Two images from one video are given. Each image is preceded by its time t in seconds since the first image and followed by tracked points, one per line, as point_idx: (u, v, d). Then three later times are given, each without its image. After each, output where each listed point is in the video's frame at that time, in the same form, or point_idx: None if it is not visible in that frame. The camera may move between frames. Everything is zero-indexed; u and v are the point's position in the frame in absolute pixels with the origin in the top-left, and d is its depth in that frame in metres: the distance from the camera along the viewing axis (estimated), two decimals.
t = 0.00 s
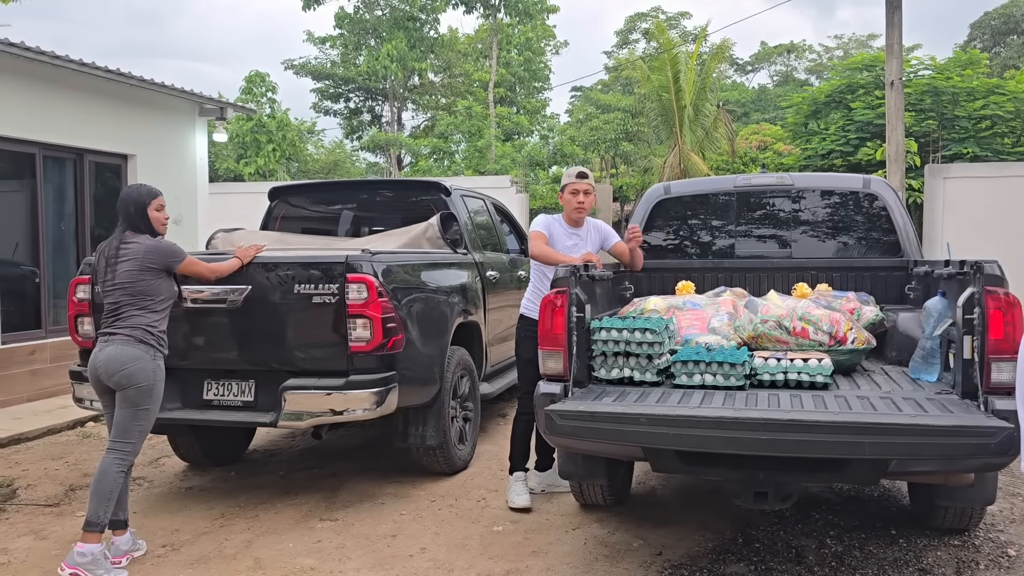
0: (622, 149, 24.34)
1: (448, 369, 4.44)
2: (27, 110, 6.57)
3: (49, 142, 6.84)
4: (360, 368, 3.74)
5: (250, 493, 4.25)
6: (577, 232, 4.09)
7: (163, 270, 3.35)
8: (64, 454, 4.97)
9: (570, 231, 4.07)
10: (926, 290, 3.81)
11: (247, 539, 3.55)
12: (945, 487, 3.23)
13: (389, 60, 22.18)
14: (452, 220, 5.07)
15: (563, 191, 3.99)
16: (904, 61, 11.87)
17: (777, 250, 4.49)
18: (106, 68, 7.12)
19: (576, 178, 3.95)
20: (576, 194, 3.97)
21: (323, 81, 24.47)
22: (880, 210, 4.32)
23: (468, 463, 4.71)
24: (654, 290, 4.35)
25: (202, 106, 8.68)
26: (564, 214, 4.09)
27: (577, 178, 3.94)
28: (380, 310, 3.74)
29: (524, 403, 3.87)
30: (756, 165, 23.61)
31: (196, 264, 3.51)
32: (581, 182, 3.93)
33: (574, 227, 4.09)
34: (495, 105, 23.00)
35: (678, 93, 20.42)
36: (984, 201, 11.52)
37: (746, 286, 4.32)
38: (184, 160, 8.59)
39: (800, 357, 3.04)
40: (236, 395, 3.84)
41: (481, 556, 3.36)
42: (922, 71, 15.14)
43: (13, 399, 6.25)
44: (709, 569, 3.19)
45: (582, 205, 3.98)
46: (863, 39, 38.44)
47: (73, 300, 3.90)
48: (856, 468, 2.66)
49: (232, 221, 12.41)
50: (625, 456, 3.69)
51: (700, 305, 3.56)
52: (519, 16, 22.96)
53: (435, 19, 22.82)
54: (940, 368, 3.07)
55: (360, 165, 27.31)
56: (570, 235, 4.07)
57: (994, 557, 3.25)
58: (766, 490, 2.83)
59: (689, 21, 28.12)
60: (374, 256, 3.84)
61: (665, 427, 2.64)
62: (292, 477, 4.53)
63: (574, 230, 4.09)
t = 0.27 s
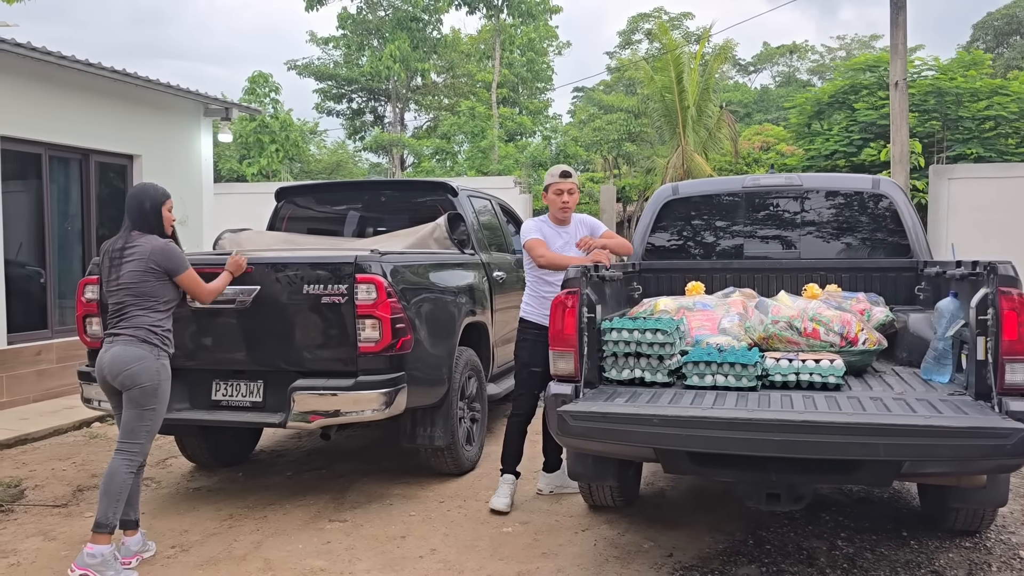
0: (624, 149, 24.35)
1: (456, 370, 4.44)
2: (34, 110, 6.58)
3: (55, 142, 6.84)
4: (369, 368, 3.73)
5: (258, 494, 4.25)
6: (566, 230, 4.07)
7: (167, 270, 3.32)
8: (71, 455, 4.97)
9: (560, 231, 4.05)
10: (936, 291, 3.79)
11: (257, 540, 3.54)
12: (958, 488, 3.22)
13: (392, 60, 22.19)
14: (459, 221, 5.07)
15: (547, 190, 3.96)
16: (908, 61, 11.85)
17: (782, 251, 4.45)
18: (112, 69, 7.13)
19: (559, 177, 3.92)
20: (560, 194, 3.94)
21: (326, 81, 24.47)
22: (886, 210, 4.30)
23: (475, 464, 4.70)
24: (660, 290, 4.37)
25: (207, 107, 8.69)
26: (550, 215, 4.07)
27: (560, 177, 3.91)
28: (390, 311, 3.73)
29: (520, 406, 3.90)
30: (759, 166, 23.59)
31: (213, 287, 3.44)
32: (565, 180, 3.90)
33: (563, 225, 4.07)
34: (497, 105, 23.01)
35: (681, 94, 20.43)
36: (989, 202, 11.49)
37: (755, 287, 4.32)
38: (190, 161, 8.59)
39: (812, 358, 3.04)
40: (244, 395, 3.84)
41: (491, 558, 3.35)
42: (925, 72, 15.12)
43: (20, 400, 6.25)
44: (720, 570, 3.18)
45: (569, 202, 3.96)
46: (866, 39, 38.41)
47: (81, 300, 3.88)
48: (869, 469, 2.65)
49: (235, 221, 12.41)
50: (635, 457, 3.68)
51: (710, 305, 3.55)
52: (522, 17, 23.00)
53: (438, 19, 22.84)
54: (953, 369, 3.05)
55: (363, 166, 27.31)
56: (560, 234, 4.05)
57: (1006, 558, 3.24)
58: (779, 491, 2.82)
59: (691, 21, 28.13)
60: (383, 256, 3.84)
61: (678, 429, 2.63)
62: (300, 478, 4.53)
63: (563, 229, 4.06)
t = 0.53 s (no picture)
0: (626, 150, 24.32)
1: (465, 372, 4.40)
2: (38, 110, 6.55)
3: (59, 142, 6.81)
4: (378, 370, 3.70)
5: (266, 496, 4.21)
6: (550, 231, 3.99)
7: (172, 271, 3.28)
8: (76, 456, 4.93)
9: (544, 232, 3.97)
10: (952, 293, 3.77)
11: (265, 543, 3.51)
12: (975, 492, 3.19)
13: (394, 60, 22.17)
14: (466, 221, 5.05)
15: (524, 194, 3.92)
16: (913, 61, 11.81)
17: (786, 252, 4.41)
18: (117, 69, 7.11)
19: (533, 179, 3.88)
20: (535, 195, 3.88)
21: (328, 81, 24.45)
22: (892, 211, 4.25)
23: (484, 466, 4.66)
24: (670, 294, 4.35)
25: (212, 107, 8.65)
26: (529, 217, 4.00)
27: (534, 179, 3.88)
28: (399, 312, 3.70)
29: (526, 410, 3.88)
30: (762, 167, 23.55)
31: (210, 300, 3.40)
32: (540, 181, 3.86)
33: (546, 227, 3.99)
34: (500, 106, 22.98)
35: (684, 94, 20.41)
36: (994, 203, 11.44)
37: (767, 288, 4.29)
38: (194, 161, 8.55)
39: (829, 361, 3.00)
40: (252, 397, 3.80)
41: (502, 561, 3.32)
42: (929, 72, 15.07)
43: (24, 401, 6.22)
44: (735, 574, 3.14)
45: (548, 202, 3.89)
46: (867, 40, 38.38)
47: (88, 301, 3.86)
48: (890, 473, 2.61)
49: (238, 221, 12.39)
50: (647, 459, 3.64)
51: (724, 307, 3.51)
52: (524, 17, 22.99)
53: (440, 20, 22.80)
54: (971, 371, 3.01)
55: (364, 166, 27.28)
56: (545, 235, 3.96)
57: None
58: (796, 495, 2.78)
59: (694, 22, 28.09)
60: (393, 257, 3.80)
61: (696, 432, 2.59)
62: (307, 480, 4.50)
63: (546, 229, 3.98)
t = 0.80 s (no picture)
0: (629, 150, 24.25)
1: (480, 374, 4.34)
2: (45, 109, 6.49)
3: (66, 141, 6.75)
4: (394, 372, 3.64)
5: (278, 500, 4.15)
6: (544, 230, 3.83)
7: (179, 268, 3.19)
8: (85, 459, 4.87)
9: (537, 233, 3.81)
10: (979, 294, 3.72)
11: (280, 549, 3.44)
12: (1006, 497, 3.15)
13: (397, 61, 22.09)
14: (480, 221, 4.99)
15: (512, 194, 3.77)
16: (921, 61, 11.73)
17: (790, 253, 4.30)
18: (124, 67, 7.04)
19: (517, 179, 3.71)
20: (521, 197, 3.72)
21: (330, 81, 24.39)
22: (900, 211, 4.19)
23: (498, 469, 4.60)
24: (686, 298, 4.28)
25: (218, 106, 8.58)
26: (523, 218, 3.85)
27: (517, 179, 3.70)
28: (417, 313, 3.63)
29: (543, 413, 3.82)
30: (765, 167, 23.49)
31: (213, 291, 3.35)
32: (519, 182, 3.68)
33: (540, 227, 3.83)
34: (502, 106, 22.91)
35: (688, 94, 20.33)
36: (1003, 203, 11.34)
37: (787, 289, 4.18)
38: (200, 160, 8.48)
39: (858, 363, 2.95)
40: (266, 399, 3.73)
41: (523, 568, 3.25)
42: (935, 72, 14.98)
43: (30, 402, 6.16)
44: None
45: (536, 203, 3.72)
46: (870, 40, 38.29)
47: (99, 301, 3.81)
48: (925, 479, 2.54)
49: (242, 221, 12.33)
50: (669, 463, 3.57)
51: (748, 308, 3.45)
52: (527, 17, 22.93)
53: (442, 20, 22.71)
54: (1003, 374, 2.95)
55: (366, 167, 27.21)
56: (537, 236, 3.81)
57: None
58: (827, 501, 2.72)
59: (697, 22, 28.02)
60: (409, 257, 3.74)
61: (728, 436, 2.54)
62: (320, 483, 4.43)
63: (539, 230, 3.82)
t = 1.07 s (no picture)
0: (631, 151, 24.19)
1: (494, 379, 4.28)
2: (50, 110, 6.43)
3: (71, 143, 6.69)
4: (409, 379, 3.58)
5: (289, 508, 4.09)
6: (552, 235, 3.67)
7: (191, 273, 3.11)
8: (92, 465, 4.81)
9: (543, 238, 3.67)
10: (1003, 298, 3.67)
11: (294, 558, 3.38)
12: None
13: (398, 62, 21.99)
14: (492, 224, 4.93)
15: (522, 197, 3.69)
16: (927, 62, 11.67)
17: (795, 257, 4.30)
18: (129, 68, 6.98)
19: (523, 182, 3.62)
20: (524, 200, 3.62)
21: (331, 82, 24.32)
22: (907, 215, 4.14)
23: (511, 476, 4.53)
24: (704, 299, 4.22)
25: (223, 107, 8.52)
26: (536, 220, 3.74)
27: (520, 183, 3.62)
28: (432, 319, 3.57)
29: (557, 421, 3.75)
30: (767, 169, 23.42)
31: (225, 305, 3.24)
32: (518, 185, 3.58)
33: (550, 231, 3.68)
34: (504, 107, 22.84)
35: (691, 95, 20.26)
36: (1009, 205, 11.27)
37: (806, 293, 4.14)
38: (205, 162, 8.41)
39: (887, 371, 2.88)
40: (278, 406, 3.68)
41: None
42: (939, 73, 14.90)
43: (35, 407, 6.09)
44: None
45: (537, 208, 3.58)
46: (870, 42, 38.24)
47: (108, 306, 3.75)
48: (959, 490, 2.48)
49: (245, 223, 12.26)
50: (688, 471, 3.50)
51: (770, 314, 3.39)
52: (529, 19, 22.86)
53: (444, 21, 22.62)
54: None
55: (367, 168, 27.13)
56: (544, 241, 3.67)
57: None
58: (857, 513, 2.65)
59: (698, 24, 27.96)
60: (424, 263, 3.68)
61: (758, 447, 2.48)
62: (330, 490, 4.37)
63: (547, 235, 3.67)
